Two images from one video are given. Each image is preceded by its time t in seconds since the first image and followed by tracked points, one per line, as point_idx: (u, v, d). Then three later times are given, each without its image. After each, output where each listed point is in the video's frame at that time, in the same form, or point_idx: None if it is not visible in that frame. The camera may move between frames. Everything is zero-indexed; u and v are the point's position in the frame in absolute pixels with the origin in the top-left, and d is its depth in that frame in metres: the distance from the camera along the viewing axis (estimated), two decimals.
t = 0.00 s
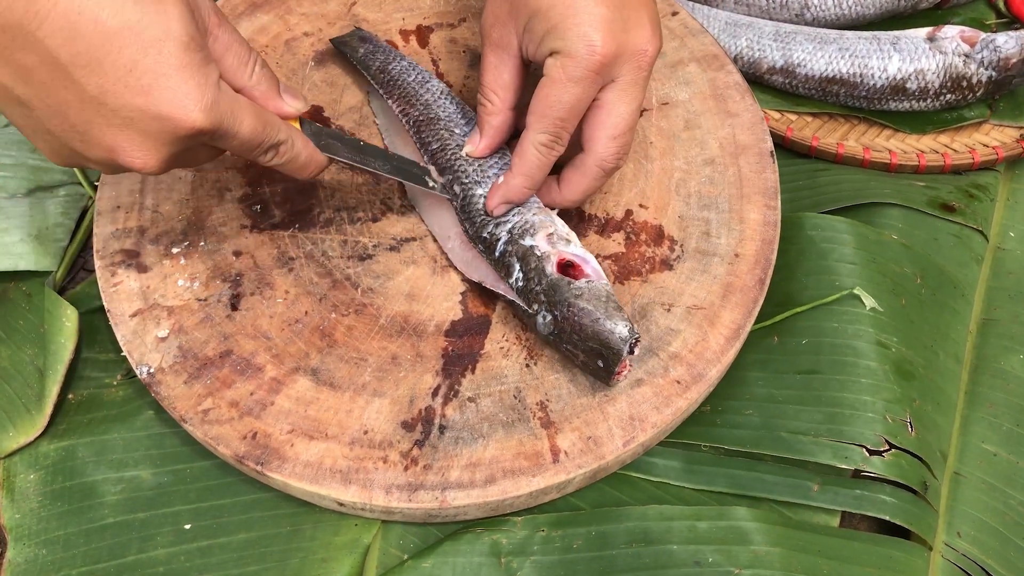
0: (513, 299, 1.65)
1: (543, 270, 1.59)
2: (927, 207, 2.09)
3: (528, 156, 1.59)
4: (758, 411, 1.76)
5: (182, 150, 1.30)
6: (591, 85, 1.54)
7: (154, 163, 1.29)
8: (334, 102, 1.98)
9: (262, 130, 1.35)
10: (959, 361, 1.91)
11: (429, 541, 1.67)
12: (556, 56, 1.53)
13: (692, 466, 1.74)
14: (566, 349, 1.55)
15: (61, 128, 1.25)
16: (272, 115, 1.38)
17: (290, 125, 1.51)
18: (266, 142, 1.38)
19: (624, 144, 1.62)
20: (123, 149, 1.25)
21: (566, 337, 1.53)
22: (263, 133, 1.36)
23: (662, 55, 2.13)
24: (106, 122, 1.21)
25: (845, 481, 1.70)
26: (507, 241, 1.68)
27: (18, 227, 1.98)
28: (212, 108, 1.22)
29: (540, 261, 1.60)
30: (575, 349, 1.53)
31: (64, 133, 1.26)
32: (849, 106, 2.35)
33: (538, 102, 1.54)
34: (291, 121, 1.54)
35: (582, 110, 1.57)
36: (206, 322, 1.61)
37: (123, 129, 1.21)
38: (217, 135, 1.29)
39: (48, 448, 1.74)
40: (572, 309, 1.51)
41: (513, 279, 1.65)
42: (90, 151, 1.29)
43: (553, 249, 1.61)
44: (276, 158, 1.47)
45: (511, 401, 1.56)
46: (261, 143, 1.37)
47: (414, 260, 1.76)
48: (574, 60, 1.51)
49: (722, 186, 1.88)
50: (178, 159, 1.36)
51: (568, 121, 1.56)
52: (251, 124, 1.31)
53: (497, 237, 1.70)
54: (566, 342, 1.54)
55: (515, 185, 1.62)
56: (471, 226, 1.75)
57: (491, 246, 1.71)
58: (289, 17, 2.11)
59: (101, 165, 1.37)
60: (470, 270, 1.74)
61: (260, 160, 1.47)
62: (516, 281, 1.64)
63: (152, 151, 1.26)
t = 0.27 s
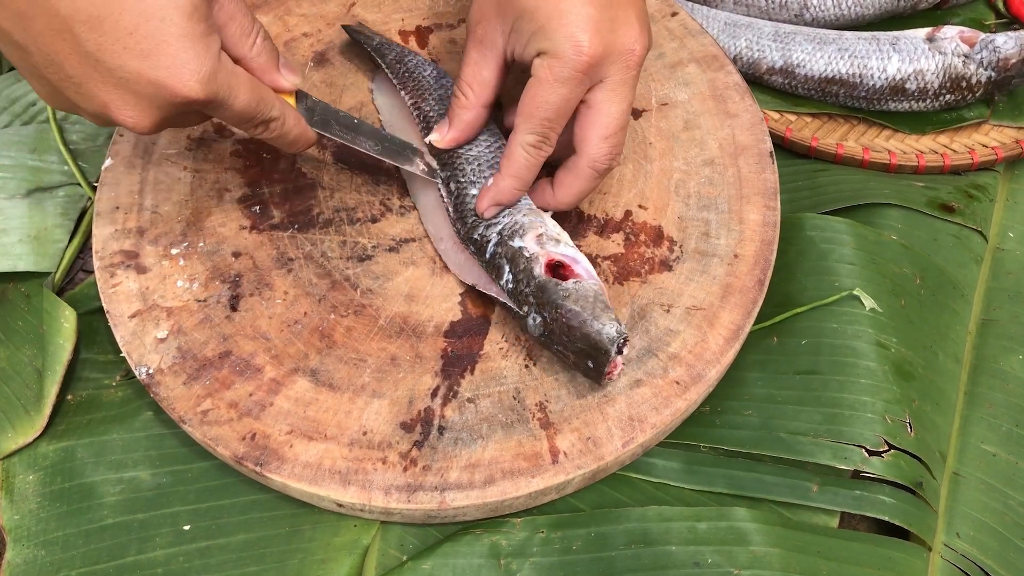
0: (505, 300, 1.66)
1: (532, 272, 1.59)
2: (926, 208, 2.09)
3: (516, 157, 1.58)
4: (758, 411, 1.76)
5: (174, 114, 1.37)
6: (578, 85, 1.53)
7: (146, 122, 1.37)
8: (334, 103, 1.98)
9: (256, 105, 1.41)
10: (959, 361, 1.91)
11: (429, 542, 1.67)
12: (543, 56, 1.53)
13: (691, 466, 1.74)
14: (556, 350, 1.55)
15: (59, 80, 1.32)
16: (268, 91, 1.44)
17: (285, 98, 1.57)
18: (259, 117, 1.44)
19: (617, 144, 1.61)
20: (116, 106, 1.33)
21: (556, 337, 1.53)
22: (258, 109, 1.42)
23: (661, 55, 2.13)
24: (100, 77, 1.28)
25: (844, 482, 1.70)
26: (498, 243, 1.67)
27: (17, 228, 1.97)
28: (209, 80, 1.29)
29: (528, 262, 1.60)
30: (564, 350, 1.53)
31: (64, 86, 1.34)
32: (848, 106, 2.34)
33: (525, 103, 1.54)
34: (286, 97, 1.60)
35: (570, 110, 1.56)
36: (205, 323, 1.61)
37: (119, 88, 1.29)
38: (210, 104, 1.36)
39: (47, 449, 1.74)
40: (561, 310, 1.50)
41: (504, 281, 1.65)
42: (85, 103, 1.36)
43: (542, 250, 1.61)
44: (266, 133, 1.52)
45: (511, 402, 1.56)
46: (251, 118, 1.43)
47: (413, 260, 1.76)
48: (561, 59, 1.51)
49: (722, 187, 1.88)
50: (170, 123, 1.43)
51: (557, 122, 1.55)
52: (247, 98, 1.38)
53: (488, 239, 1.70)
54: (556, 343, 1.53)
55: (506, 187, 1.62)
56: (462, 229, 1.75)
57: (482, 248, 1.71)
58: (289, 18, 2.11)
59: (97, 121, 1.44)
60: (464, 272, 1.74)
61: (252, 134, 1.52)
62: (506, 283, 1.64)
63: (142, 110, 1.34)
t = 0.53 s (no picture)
0: (504, 296, 1.66)
1: (531, 268, 1.58)
2: (926, 207, 2.09)
3: (491, 116, 1.67)
4: (757, 411, 1.76)
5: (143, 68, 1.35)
6: (547, 42, 1.64)
7: (113, 75, 1.34)
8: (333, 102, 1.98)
9: (230, 67, 1.38)
10: (959, 361, 1.91)
11: (429, 542, 1.67)
12: (511, 15, 1.63)
13: (691, 466, 1.74)
14: (555, 345, 1.55)
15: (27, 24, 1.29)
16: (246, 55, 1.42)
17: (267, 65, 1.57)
18: (234, 79, 1.42)
19: (588, 99, 1.75)
20: (83, 55, 1.30)
21: (555, 333, 1.53)
22: (233, 70, 1.40)
23: (660, 55, 2.13)
24: (71, 25, 1.26)
25: (844, 481, 1.69)
26: (496, 239, 1.67)
27: (17, 228, 1.98)
28: (181, 35, 1.27)
29: (526, 258, 1.60)
30: (563, 346, 1.53)
31: (33, 30, 1.31)
32: (848, 106, 2.34)
33: (498, 61, 1.64)
34: (269, 64, 1.60)
35: (541, 66, 1.67)
36: (204, 322, 1.61)
37: (89, 37, 1.27)
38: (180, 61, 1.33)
39: (47, 450, 1.74)
40: (559, 306, 1.50)
41: (502, 276, 1.65)
42: (55, 49, 1.33)
43: (540, 246, 1.60)
44: (240, 98, 1.50)
45: (510, 401, 1.56)
46: (225, 80, 1.41)
47: (413, 259, 1.76)
48: (528, 16, 1.61)
49: (721, 186, 1.88)
50: (140, 78, 1.41)
51: (528, 78, 1.65)
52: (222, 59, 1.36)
53: (486, 234, 1.69)
54: (555, 338, 1.54)
55: (485, 146, 1.68)
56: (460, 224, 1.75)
57: (480, 243, 1.70)
58: (288, 17, 2.11)
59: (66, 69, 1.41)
60: (463, 268, 1.74)
61: (228, 97, 1.51)
62: (504, 279, 1.64)
63: (110, 62, 1.31)
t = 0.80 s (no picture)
0: (501, 298, 1.66)
1: (528, 273, 1.58)
2: (927, 207, 2.09)
3: (499, 109, 1.69)
4: (759, 411, 1.76)
5: (169, 48, 1.44)
6: (557, 39, 1.66)
7: (143, 53, 1.44)
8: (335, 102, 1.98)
9: (250, 53, 1.47)
10: (960, 361, 1.91)
11: (431, 542, 1.67)
12: (521, 11, 1.65)
13: (693, 466, 1.74)
14: (547, 352, 1.55)
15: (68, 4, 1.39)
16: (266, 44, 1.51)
17: (289, 58, 1.68)
18: (253, 65, 1.51)
19: (583, 97, 1.76)
20: (115, 35, 1.40)
21: (546, 339, 1.53)
22: (252, 56, 1.48)
23: (662, 55, 2.13)
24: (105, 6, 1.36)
25: (846, 481, 1.70)
26: (496, 241, 1.67)
27: (19, 228, 1.98)
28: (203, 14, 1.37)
29: (525, 263, 1.60)
30: (555, 353, 1.53)
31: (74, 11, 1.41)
32: (849, 106, 2.35)
33: (507, 56, 1.66)
34: (292, 57, 1.70)
35: (549, 62, 1.69)
36: (207, 322, 1.61)
37: (120, 15, 1.36)
38: (203, 42, 1.43)
39: (49, 450, 1.74)
40: (552, 313, 1.50)
41: (500, 279, 1.66)
42: (92, 30, 1.44)
43: (539, 251, 1.60)
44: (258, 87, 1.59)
45: (512, 401, 1.56)
46: (245, 65, 1.50)
47: (415, 259, 1.76)
48: (539, 12, 1.63)
49: (723, 186, 1.88)
50: (167, 59, 1.51)
51: (535, 74, 1.68)
52: (244, 43, 1.45)
53: (487, 235, 1.70)
54: (547, 345, 1.54)
55: (495, 140, 1.70)
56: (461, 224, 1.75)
57: (481, 244, 1.71)
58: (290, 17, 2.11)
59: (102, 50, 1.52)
60: (464, 267, 1.75)
61: (248, 86, 1.59)
62: (502, 282, 1.65)
63: (139, 41, 1.41)
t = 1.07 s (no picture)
0: (502, 300, 1.66)
1: (527, 275, 1.58)
2: (929, 207, 2.09)
3: (498, 108, 1.70)
4: (762, 411, 1.76)
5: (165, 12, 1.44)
6: (554, 37, 1.66)
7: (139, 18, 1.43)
8: (336, 102, 1.98)
9: (248, 18, 1.49)
10: (963, 361, 1.91)
11: (432, 542, 1.67)
12: (518, 10, 1.65)
13: (696, 466, 1.74)
14: (551, 351, 1.56)
15: None
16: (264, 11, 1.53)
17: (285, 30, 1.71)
18: (251, 33, 1.52)
19: (583, 95, 1.76)
20: None
21: (549, 339, 1.53)
22: (251, 22, 1.50)
23: (664, 54, 2.13)
24: None
25: (849, 481, 1.70)
26: (495, 242, 1.67)
27: (20, 228, 1.98)
28: None
29: (524, 264, 1.59)
30: (559, 353, 1.53)
31: None
32: (851, 105, 2.34)
33: (504, 56, 1.67)
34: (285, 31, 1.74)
35: (548, 62, 1.69)
36: (208, 323, 1.61)
37: None
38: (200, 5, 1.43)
39: (50, 450, 1.74)
40: (553, 316, 1.50)
41: (500, 281, 1.65)
42: None
43: (537, 252, 1.60)
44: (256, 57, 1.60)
45: (514, 401, 1.56)
46: (243, 30, 1.51)
47: (416, 259, 1.76)
48: (536, 11, 1.63)
49: (725, 186, 1.88)
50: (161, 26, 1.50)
51: (534, 73, 1.68)
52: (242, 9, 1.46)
53: (485, 237, 1.69)
54: (550, 345, 1.54)
55: (497, 141, 1.71)
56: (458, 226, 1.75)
57: (479, 246, 1.70)
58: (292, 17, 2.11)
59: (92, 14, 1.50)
60: (462, 269, 1.74)
61: (242, 55, 1.59)
62: (502, 283, 1.64)
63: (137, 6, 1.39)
